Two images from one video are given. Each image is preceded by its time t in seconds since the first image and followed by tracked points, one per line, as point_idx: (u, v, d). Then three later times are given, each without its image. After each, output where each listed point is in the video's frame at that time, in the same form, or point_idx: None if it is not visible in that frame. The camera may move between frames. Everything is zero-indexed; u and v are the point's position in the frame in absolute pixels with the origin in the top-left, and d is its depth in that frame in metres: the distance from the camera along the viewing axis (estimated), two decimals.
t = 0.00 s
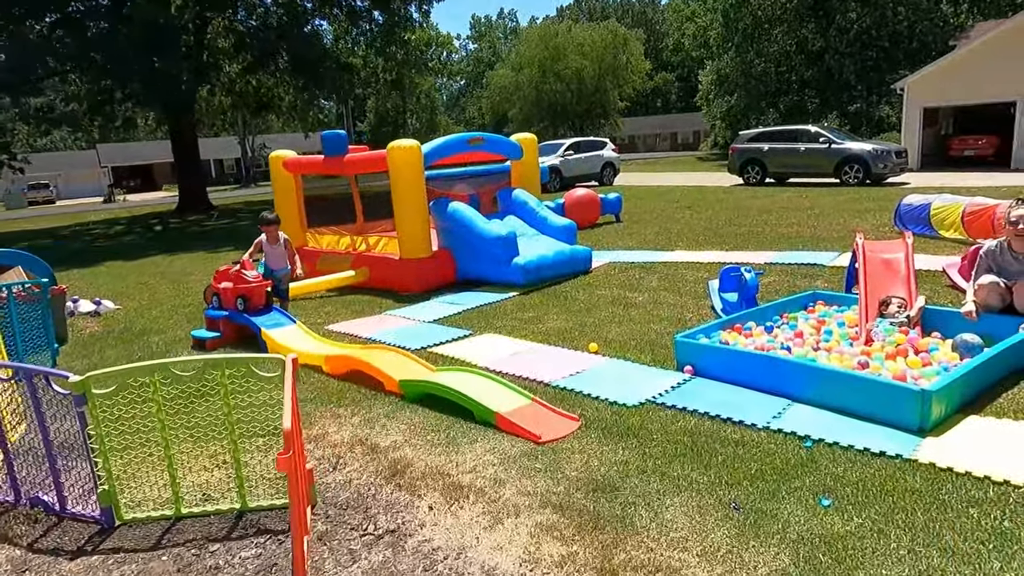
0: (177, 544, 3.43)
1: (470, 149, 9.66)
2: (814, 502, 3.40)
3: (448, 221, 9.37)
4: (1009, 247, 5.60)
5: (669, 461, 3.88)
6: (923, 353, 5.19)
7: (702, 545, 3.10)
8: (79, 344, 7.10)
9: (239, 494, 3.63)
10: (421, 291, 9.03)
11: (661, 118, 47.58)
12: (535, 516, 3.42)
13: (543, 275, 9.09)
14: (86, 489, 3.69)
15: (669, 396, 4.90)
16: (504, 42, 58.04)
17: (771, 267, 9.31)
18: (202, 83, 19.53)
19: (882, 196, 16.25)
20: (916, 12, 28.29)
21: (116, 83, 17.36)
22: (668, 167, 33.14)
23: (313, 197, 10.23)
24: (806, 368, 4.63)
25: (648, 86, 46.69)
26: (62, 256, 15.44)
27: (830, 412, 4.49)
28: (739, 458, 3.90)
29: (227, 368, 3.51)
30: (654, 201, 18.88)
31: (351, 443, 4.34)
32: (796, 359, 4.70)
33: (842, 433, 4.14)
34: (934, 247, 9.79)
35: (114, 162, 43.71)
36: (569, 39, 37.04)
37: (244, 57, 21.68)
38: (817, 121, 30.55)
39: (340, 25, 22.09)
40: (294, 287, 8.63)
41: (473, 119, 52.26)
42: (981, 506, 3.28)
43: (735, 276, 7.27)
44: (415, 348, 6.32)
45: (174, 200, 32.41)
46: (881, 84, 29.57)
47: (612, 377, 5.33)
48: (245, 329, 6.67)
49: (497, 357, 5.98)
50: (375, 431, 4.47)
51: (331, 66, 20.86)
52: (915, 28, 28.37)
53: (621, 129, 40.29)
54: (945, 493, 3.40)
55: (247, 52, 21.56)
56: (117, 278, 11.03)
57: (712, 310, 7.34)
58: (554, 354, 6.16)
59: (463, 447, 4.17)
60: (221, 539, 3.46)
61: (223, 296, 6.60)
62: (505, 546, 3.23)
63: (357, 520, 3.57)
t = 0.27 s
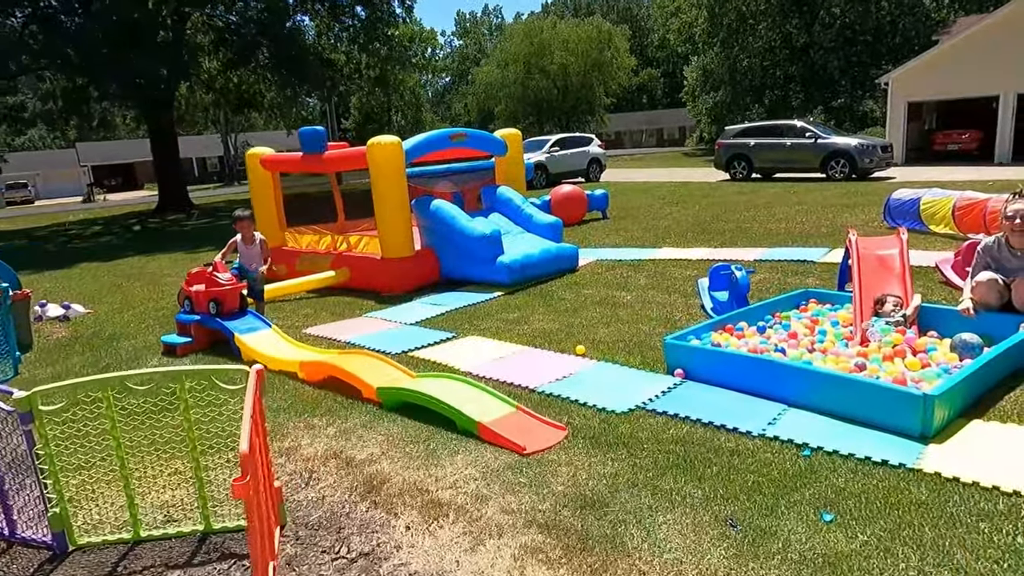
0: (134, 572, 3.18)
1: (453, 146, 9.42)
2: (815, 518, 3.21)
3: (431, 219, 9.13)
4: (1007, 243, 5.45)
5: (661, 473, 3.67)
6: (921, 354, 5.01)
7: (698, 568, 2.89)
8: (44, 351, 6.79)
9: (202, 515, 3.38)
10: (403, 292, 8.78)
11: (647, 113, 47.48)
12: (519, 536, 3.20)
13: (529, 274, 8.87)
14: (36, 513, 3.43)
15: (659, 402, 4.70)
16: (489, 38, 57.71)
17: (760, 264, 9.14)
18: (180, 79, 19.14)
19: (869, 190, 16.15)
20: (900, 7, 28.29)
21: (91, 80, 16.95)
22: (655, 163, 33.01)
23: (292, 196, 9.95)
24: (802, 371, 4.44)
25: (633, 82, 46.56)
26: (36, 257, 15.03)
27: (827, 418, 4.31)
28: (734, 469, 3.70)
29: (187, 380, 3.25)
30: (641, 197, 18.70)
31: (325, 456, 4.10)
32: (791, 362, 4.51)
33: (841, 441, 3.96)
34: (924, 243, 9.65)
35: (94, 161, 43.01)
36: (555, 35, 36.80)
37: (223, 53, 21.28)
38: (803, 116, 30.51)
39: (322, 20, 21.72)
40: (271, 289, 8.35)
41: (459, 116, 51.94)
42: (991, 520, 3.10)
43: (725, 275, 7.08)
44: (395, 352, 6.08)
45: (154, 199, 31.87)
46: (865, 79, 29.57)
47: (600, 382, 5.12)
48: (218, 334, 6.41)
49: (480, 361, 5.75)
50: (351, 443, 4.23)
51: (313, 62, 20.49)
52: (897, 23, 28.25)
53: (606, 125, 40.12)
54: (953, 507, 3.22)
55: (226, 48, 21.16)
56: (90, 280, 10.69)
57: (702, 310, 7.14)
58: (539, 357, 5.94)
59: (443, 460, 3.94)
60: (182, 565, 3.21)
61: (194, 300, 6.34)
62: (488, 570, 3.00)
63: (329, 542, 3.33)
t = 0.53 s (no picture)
0: None
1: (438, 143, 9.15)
2: (827, 543, 2.98)
3: (415, 219, 8.86)
4: (1013, 242, 5.28)
5: (660, 492, 3.44)
6: (926, 359, 4.82)
7: None
8: (8, 360, 6.45)
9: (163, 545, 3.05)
10: (387, 294, 8.51)
11: (633, 110, 47.35)
12: (509, 567, 2.95)
13: (517, 274, 8.63)
14: None
15: (654, 413, 4.46)
16: (474, 34, 57.35)
17: (752, 263, 8.94)
18: (159, 76, 18.70)
19: (858, 186, 16.02)
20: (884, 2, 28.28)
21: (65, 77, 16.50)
22: (642, 159, 32.85)
23: (271, 195, 9.63)
24: (805, 379, 4.22)
25: (620, 79, 46.41)
26: (9, 259, 14.59)
27: (832, 428, 4.09)
28: (736, 488, 3.47)
29: (145, 399, 2.96)
30: (629, 194, 18.48)
31: (300, 476, 3.83)
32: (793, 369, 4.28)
33: (848, 454, 3.75)
34: (918, 240, 9.50)
35: (73, 160, 42.29)
36: (540, 31, 36.54)
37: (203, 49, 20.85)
38: (789, 112, 30.44)
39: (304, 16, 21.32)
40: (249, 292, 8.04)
41: (445, 113, 51.58)
42: (1015, 544, 2.89)
43: (719, 276, 6.86)
44: (377, 360, 5.81)
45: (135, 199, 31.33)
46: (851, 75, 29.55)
47: (592, 391, 4.89)
48: (190, 342, 6.11)
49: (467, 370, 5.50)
50: (328, 461, 3.96)
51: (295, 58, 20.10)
52: (881, 20, 28.20)
53: (593, 122, 39.93)
54: (973, 529, 3.02)
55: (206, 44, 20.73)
56: (62, 283, 10.31)
57: (695, 311, 6.92)
58: (529, 364, 5.70)
59: (427, 479, 3.68)
60: None
61: (165, 306, 6.05)
62: None
63: (303, 573, 3.06)
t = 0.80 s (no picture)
0: None
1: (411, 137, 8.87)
2: (822, 565, 2.78)
3: (387, 216, 8.56)
4: (1001, 236, 5.14)
5: (643, 510, 3.21)
6: (915, 359, 4.65)
7: None
8: None
9: None
10: (359, 294, 8.21)
11: (610, 103, 47.21)
12: None
13: (493, 272, 8.37)
14: None
15: (635, 421, 4.24)
16: (450, 28, 56.81)
17: (733, 258, 8.75)
18: (123, 69, 18.12)
19: (835, 179, 15.97)
20: None
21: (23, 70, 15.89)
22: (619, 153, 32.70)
23: (236, 192, 9.27)
24: (792, 383, 4.03)
25: (596, 72, 46.24)
26: None
27: (821, 435, 3.90)
28: (724, 503, 3.25)
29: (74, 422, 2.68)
30: (607, 188, 18.29)
31: (256, 497, 3.54)
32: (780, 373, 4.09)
33: (840, 464, 3.56)
34: (898, 233, 9.38)
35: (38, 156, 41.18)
36: (516, 24, 36.20)
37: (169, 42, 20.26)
38: (765, 105, 30.45)
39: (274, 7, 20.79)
40: (213, 293, 7.70)
41: (420, 107, 51.06)
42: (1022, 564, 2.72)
43: (700, 272, 6.65)
44: (345, 365, 5.53)
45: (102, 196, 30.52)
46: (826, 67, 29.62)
47: (571, 397, 4.66)
48: (146, 349, 5.77)
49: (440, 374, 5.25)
50: (288, 479, 3.68)
51: (264, 51, 19.61)
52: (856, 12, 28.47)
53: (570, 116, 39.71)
54: (976, 547, 2.84)
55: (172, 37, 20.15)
56: (17, 285, 9.85)
57: (675, 309, 6.70)
58: (504, 367, 5.46)
59: (394, 499, 3.42)
60: None
61: (118, 311, 5.69)
62: None
63: None
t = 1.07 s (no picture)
0: None
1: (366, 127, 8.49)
2: None
3: (340, 209, 8.15)
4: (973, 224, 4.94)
5: (606, 527, 2.97)
6: (887, 353, 4.47)
7: None
8: None
9: None
10: (313, 292, 7.84)
11: (577, 94, 47.04)
12: None
13: (454, 266, 8.05)
14: None
15: (599, 426, 3.99)
16: (414, 18, 56.11)
17: (700, 249, 8.57)
18: (70, 60, 17.38)
19: (801, 168, 15.93)
20: None
21: None
22: (586, 144, 32.54)
23: (184, 186, 8.84)
24: (762, 382, 3.81)
25: (562, 63, 46.01)
26: None
27: (793, 437, 3.69)
28: (691, 517, 3.02)
29: None
30: (573, 179, 18.06)
31: (184, 522, 3.23)
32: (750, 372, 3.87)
33: (813, 469, 3.35)
34: (864, 221, 9.28)
35: None
36: (481, 14, 35.78)
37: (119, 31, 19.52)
38: (730, 95, 30.52)
39: None
40: (157, 294, 7.29)
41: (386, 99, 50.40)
42: None
43: (666, 265, 6.44)
44: (293, 370, 5.21)
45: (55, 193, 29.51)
46: (789, 57, 29.77)
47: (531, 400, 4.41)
48: (77, 356, 5.38)
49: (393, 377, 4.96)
50: (220, 501, 3.37)
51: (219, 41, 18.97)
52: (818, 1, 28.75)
53: (536, 107, 39.43)
54: (959, 560, 2.65)
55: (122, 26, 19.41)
56: None
57: (641, 303, 6.48)
58: (462, 368, 5.19)
59: (335, 521, 3.13)
60: None
61: (45, 315, 5.29)
62: None
63: None
